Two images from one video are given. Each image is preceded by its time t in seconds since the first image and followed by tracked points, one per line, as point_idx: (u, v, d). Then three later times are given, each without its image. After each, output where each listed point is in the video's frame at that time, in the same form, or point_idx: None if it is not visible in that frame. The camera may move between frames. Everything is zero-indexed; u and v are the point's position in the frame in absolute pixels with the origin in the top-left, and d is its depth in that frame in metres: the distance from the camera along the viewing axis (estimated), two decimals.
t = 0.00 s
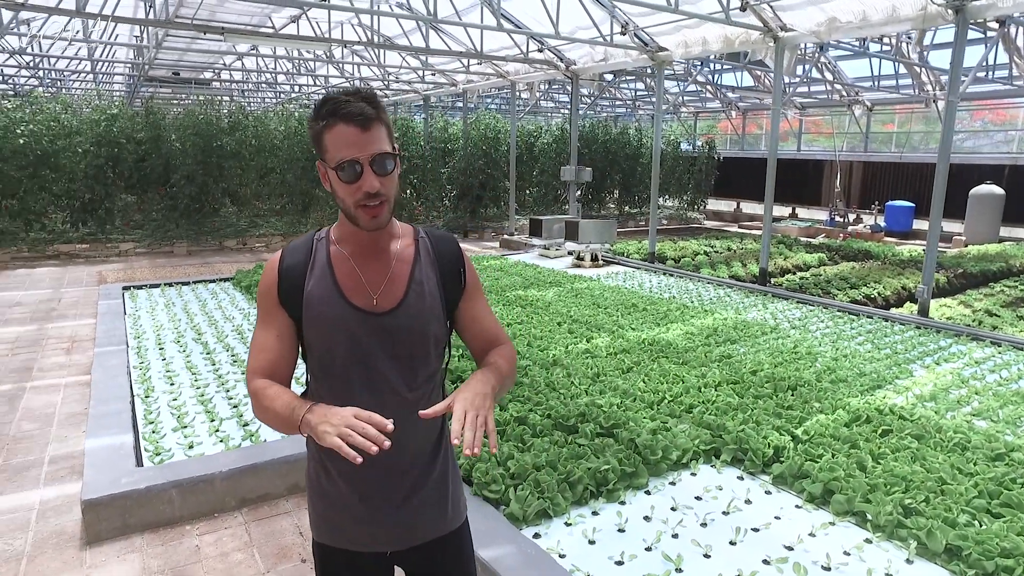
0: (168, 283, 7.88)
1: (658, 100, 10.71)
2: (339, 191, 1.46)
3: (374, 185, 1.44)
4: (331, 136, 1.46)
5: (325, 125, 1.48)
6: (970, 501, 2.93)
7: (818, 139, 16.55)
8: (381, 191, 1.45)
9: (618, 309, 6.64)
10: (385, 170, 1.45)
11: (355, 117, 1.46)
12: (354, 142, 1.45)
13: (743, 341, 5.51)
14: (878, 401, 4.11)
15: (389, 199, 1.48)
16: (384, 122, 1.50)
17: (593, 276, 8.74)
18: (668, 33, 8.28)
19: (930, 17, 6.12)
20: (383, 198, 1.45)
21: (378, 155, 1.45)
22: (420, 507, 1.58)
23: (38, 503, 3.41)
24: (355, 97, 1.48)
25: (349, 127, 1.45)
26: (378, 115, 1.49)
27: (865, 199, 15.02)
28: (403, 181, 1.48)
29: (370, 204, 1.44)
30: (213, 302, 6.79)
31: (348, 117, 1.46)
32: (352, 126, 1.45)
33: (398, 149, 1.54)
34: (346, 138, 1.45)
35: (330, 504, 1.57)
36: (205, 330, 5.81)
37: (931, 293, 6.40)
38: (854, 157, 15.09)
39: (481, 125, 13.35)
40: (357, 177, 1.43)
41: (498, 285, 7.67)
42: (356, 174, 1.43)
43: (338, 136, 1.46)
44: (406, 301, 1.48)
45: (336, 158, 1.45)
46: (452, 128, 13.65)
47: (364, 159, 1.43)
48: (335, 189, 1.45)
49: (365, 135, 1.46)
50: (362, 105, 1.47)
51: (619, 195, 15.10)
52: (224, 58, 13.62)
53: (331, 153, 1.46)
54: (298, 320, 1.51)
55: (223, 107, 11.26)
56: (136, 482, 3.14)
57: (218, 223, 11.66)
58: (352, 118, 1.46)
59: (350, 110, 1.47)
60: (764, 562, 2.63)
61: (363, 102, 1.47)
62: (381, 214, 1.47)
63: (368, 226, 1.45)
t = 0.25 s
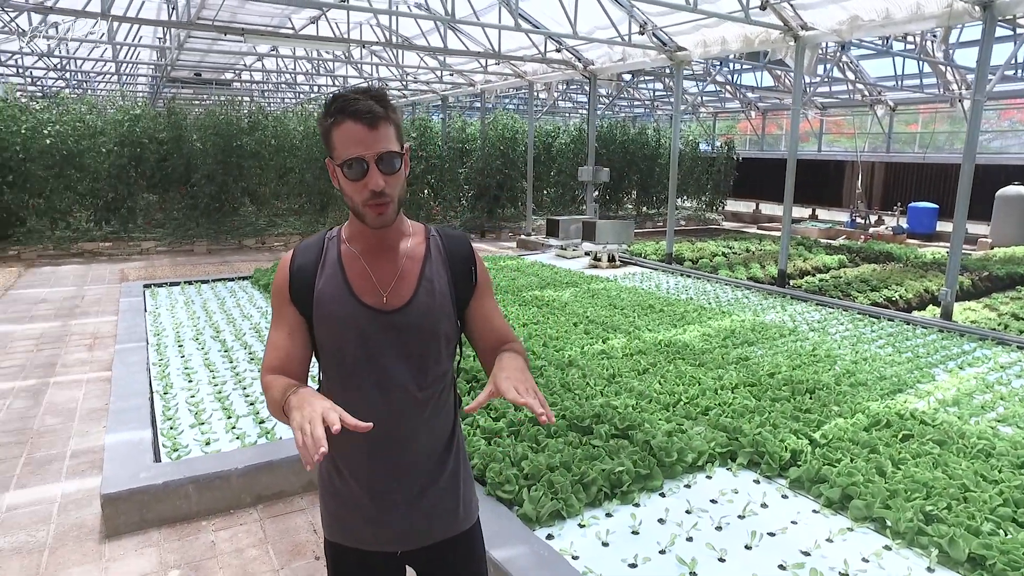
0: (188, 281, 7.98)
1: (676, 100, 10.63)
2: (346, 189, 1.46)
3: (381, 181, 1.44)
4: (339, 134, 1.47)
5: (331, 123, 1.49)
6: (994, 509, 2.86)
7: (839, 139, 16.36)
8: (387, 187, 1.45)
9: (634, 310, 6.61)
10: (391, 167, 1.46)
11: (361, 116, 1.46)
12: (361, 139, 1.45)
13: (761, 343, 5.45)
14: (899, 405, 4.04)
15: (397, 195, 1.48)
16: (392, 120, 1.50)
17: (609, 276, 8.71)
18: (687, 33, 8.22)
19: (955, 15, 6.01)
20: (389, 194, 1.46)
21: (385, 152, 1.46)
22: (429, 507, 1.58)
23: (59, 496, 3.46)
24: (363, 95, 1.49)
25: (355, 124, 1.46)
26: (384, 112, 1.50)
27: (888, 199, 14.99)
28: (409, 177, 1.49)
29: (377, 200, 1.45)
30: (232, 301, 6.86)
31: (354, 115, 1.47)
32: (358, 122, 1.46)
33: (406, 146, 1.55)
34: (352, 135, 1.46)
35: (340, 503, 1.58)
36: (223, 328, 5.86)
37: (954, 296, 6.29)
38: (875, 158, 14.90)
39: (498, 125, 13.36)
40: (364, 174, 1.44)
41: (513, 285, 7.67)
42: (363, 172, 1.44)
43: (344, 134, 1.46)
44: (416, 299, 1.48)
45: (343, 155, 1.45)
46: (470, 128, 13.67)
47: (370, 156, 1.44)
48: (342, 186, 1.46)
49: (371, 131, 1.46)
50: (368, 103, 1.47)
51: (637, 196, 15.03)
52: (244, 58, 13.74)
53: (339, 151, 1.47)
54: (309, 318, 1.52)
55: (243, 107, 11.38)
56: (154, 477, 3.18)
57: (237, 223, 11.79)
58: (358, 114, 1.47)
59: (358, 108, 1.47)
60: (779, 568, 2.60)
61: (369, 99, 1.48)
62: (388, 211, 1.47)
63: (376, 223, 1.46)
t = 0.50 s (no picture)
0: (204, 280, 8.04)
1: (692, 100, 10.57)
2: (356, 182, 1.46)
3: (390, 176, 1.44)
4: (352, 128, 1.47)
5: (345, 117, 1.49)
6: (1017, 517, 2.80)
7: (857, 140, 16.21)
8: (397, 183, 1.45)
9: (648, 311, 6.57)
10: (402, 162, 1.45)
11: (376, 110, 1.47)
12: (373, 133, 1.46)
13: (777, 345, 5.40)
14: (918, 410, 3.98)
15: (408, 192, 1.48)
16: (407, 116, 1.51)
17: (624, 277, 8.67)
18: (703, 32, 8.17)
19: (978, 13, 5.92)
20: (399, 189, 1.45)
21: (397, 146, 1.45)
22: (440, 510, 1.57)
23: (77, 492, 3.50)
24: (379, 91, 1.50)
25: (368, 119, 1.46)
26: (398, 107, 1.50)
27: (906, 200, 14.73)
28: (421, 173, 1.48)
29: (386, 196, 1.45)
30: (247, 300, 6.90)
31: (367, 109, 1.48)
32: (372, 117, 1.47)
33: (420, 143, 1.55)
34: (364, 130, 1.46)
35: (351, 504, 1.58)
36: (238, 327, 5.90)
37: (975, 299, 6.19)
38: (894, 158, 14.75)
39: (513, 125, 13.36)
40: (374, 168, 1.44)
41: (527, 286, 7.66)
42: (373, 166, 1.44)
43: (357, 128, 1.47)
44: (427, 301, 1.47)
45: (354, 149, 1.46)
46: (485, 128, 13.68)
47: (380, 150, 1.44)
48: (352, 180, 1.46)
49: (384, 126, 1.47)
50: (382, 98, 1.48)
51: (652, 196, 14.97)
52: (261, 59, 13.84)
53: (351, 145, 1.47)
54: (320, 318, 1.53)
55: (260, 108, 11.47)
56: (169, 475, 3.20)
57: (253, 223, 11.88)
58: (372, 109, 1.47)
59: (372, 103, 1.48)
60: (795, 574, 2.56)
61: (383, 95, 1.49)
62: (397, 207, 1.47)
63: (384, 218, 1.46)
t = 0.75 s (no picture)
0: (214, 280, 8.06)
1: (703, 101, 10.51)
2: (364, 180, 1.44)
3: (398, 173, 1.42)
4: (361, 125, 1.46)
5: (355, 114, 1.48)
6: None
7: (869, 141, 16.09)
8: (406, 181, 1.43)
9: (659, 313, 6.54)
10: (411, 159, 1.44)
11: (387, 107, 1.46)
12: (383, 130, 1.44)
13: (788, 348, 5.34)
14: (933, 414, 3.92)
15: (417, 190, 1.46)
16: (418, 115, 1.49)
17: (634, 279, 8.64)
18: (714, 32, 8.13)
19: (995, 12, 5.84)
20: (407, 187, 1.43)
21: (406, 144, 1.44)
22: (449, 514, 1.55)
23: (87, 491, 3.51)
24: (390, 88, 1.49)
25: (379, 117, 1.45)
26: (408, 105, 1.49)
27: (919, 203, 14.48)
28: (430, 171, 1.46)
29: (394, 193, 1.43)
30: (257, 300, 6.91)
31: (378, 105, 1.47)
32: (382, 114, 1.46)
33: (430, 142, 1.53)
34: (374, 126, 1.45)
35: (358, 507, 1.57)
36: (248, 326, 5.92)
37: (991, 302, 6.11)
38: (908, 159, 14.61)
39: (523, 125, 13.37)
40: (383, 165, 1.42)
41: (537, 287, 7.64)
42: (382, 163, 1.42)
43: (367, 125, 1.46)
44: (436, 302, 1.45)
45: (364, 146, 1.44)
46: (495, 129, 13.66)
47: (389, 147, 1.43)
48: (361, 178, 1.44)
49: (394, 123, 1.45)
50: (393, 94, 1.46)
51: (662, 197, 14.91)
52: (272, 60, 13.90)
53: (359, 143, 1.46)
54: (326, 320, 1.51)
55: (271, 108, 11.52)
56: (177, 474, 3.20)
57: (263, 223, 11.93)
58: (382, 106, 1.46)
59: (383, 99, 1.47)
60: None
61: (394, 92, 1.47)
62: (406, 205, 1.45)
63: (391, 217, 1.44)
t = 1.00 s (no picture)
0: (219, 281, 8.05)
1: (710, 102, 10.46)
2: (368, 181, 1.41)
3: (402, 172, 1.39)
4: (365, 124, 1.43)
5: (359, 113, 1.45)
6: None
7: (876, 141, 16.04)
8: (409, 180, 1.40)
9: (665, 315, 6.49)
10: (416, 159, 1.41)
11: (391, 105, 1.43)
12: (388, 128, 1.41)
13: (796, 350, 5.29)
14: (944, 419, 3.87)
15: (421, 190, 1.43)
16: (423, 113, 1.46)
17: (640, 280, 8.60)
18: (722, 32, 8.08)
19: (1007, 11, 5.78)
20: (410, 187, 1.40)
21: (411, 143, 1.41)
22: (453, 523, 1.52)
23: (90, 493, 3.49)
24: (395, 86, 1.46)
25: (383, 115, 1.43)
26: (414, 104, 1.46)
27: (928, 204, 14.38)
28: (435, 171, 1.43)
29: (397, 193, 1.40)
30: (262, 301, 6.91)
31: (383, 104, 1.44)
32: (387, 112, 1.43)
33: (435, 141, 1.50)
34: (379, 124, 1.42)
35: (361, 515, 1.53)
36: (253, 327, 5.91)
37: (1002, 305, 6.04)
38: (917, 160, 14.51)
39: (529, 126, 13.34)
40: (387, 165, 1.39)
41: (543, 288, 7.60)
42: (386, 162, 1.39)
43: (371, 123, 1.43)
44: (440, 307, 1.42)
45: (368, 145, 1.41)
46: (501, 129, 13.64)
47: (393, 145, 1.40)
48: (364, 177, 1.41)
49: (399, 122, 1.42)
50: (398, 93, 1.44)
51: (668, 198, 14.85)
52: (278, 60, 13.91)
53: (363, 142, 1.43)
54: (329, 324, 1.48)
55: (276, 109, 11.52)
56: (180, 478, 3.17)
57: (269, 223, 11.94)
58: (387, 105, 1.43)
59: (388, 98, 1.44)
60: None
61: (400, 90, 1.45)
62: (410, 205, 1.42)
63: (394, 217, 1.40)
